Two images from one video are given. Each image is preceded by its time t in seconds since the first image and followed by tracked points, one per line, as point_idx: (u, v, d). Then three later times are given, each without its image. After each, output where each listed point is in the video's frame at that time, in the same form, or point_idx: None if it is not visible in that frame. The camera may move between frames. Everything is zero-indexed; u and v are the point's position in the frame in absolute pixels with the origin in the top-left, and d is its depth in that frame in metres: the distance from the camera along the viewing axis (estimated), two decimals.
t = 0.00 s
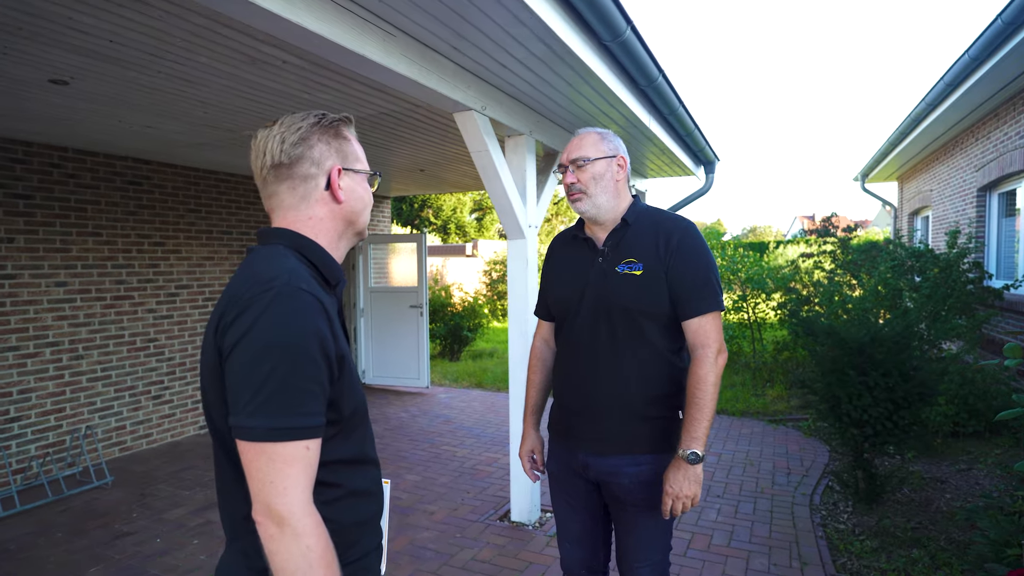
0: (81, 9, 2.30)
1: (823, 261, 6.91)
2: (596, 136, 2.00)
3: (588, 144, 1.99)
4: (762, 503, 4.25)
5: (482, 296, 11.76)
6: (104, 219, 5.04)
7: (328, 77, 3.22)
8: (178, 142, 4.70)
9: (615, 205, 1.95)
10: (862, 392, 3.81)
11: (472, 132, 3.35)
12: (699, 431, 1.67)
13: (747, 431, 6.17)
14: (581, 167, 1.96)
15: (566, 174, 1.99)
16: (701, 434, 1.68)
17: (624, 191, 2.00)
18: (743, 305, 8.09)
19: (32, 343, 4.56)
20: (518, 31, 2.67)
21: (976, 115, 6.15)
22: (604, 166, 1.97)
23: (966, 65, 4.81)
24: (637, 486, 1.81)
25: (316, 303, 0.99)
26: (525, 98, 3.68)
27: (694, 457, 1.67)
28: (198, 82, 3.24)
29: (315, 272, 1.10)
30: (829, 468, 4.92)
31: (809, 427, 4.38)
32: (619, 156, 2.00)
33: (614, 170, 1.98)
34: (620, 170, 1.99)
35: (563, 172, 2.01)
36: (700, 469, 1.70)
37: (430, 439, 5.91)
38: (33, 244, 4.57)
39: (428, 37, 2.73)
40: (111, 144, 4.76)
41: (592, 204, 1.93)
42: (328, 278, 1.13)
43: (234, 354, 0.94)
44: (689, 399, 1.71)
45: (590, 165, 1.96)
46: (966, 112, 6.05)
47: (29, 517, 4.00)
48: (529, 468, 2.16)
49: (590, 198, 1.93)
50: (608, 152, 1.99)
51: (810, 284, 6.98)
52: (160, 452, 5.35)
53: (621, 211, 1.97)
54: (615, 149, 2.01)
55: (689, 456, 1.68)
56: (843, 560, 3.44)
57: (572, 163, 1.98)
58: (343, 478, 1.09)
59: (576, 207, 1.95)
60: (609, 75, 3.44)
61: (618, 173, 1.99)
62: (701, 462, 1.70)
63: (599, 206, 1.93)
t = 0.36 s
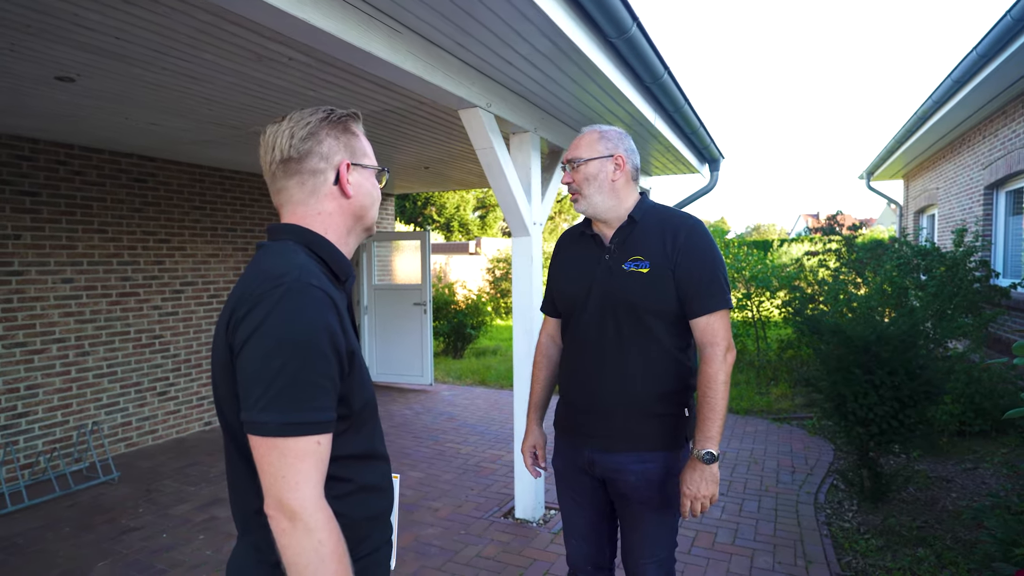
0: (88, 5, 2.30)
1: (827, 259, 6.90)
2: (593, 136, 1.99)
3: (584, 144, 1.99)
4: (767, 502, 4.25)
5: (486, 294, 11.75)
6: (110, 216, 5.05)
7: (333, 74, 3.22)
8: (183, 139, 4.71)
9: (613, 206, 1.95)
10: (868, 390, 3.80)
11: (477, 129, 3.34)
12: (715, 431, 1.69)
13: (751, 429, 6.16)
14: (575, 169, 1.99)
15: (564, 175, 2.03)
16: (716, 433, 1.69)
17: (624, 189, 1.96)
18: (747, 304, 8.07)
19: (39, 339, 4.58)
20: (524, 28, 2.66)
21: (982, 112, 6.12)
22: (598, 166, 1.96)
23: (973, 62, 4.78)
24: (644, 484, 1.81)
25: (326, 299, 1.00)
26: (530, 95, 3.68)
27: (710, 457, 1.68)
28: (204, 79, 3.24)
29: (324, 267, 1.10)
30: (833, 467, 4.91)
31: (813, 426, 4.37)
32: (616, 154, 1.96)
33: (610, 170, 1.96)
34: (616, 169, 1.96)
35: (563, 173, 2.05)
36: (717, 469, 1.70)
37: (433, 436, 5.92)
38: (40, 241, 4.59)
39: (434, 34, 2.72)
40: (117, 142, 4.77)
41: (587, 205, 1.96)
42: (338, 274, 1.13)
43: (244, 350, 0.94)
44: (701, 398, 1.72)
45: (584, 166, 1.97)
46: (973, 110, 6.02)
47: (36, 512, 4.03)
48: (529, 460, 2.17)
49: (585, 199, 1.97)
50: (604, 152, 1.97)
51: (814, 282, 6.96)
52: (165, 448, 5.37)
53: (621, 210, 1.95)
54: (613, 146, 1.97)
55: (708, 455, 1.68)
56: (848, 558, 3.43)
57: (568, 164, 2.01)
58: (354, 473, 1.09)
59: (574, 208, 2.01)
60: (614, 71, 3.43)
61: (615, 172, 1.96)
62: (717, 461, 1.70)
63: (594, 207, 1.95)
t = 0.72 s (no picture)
0: (94, 9, 2.31)
1: (834, 259, 6.87)
2: (579, 149, 2.01)
3: (571, 159, 2.02)
4: (775, 504, 4.22)
5: (491, 295, 11.75)
6: (118, 219, 5.08)
7: (338, 75, 3.22)
8: (189, 142, 4.72)
9: (605, 214, 1.95)
10: (877, 391, 3.77)
11: (482, 131, 3.34)
12: (706, 435, 1.64)
13: (758, 430, 6.13)
14: (566, 184, 2.03)
15: (562, 190, 2.09)
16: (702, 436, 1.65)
17: (614, 197, 1.96)
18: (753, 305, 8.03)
19: (48, 341, 4.61)
20: (529, 29, 2.65)
21: (991, 111, 6.07)
22: (583, 180, 1.98)
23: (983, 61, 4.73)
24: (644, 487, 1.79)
25: (333, 302, 0.99)
26: (535, 96, 3.67)
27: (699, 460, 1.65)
28: (210, 82, 3.25)
29: (330, 269, 1.10)
30: (842, 468, 4.87)
31: (822, 427, 4.34)
32: (599, 165, 1.97)
33: (596, 181, 1.97)
34: (601, 179, 1.96)
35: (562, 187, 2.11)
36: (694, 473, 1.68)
37: (439, 438, 5.92)
38: (48, 244, 4.61)
39: (439, 35, 2.72)
40: (124, 145, 4.79)
41: (581, 218, 2.01)
42: (345, 276, 1.13)
43: (251, 354, 0.94)
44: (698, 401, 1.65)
45: (572, 181, 2.01)
46: (981, 108, 5.97)
47: (44, 513, 4.04)
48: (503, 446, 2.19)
49: (578, 213, 2.01)
50: (589, 164, 1.98)
51: (822, 282, 6.92)
52: (172, 450, 5.39)
53: (613, 218, 1.95)
54: (598, 157, 1.98)
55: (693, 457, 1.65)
56: (857, 561, 3.40)
57: (561, 180, 2.07)
58: (360, 477, 1.08)
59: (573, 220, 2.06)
60: (620, 71, 3.42)
61: (601, 182, 1.96)
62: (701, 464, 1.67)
63: (586, 219, 1.99)
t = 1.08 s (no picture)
0: (82, 12, 2.29)
1: (833, 259, 6.86)
2: (564, 151, 2.01)
3: (557, 160, 2.02)
4: (772, 505, 4.21)
5: (490, 296, 11.74)
6: (112, 222, 5.06)
7: (330, 78, 3.21)
8: (182, 145, 4.71)
9: (591, 216, 1.96)
10: (873, 392, 3.76)
11: (476, 132, 3.33)
12: (670, 450, 1.58)
13: (756, 431, 6.12)
14: (554, 185, 2.05)
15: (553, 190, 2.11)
16: (670, 453, 1.59)
17: (597, 198, 1.94)
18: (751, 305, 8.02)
19: (40, 346, 4.59)
20: (520, 30, 2.64)
21: (988, 110, 6.06)
22: (567, 181, 1.98)
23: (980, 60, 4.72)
24: (622, 494, 1.77)
25: (313, 309, 0.98)
26: (528, 98, 3.65)
27: (658, 477, 1.59)
28: (202, 84, 3.24)
29: (312, 276, 1.09)
30: (840, 469, 4.86)
31: (819, 427, 4.33)
32: (582, 167, 1.95)
33: (579, 182, 1.96)
34: (583, 181, 1.95)
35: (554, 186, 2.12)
36: (666, 491, 1.61)
37: (437, 440, 5.90)
38: (42, 248, 4.60)
39: (430, 37, 2.70)
40: (118, 148, 4.78)
41: (569, 218, 2.02)
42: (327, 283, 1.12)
43: (229, 362, 0.93)
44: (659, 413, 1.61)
45: (557, 183, 2.02)
46: (979, 107, 5.96)
47: (38, 519, 4.03)
48: (529, 454, 2.45)
49: (566, 214, 2.03)
50: (572, 166, 1.97)
51: (819, 282, 6.90)
52: (168, 454, 5.37)
53: (598, 219, 1.95)
54: (581, 159, 1.96)
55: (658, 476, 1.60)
56: (854, 563, 3.39)
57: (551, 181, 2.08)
58: (342, 487, 1.07)
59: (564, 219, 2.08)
60: (614, 72, 3.40)
61: (584, 184, 1.95)
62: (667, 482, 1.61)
63: (573, 220, 2.00)
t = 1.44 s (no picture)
0: (83, 18, 2.32)
1: (841, 259, 6.82)
2: (554, 151, 2.01)
3: (549, 161, 2.03)
4: (777, 507, 4.18)
5: (496, 297, 11.74)
6: (120, 226, 5.11)
7: (330, 81, 3.22)
8: (186, 149, 4.75)
9: (580, 217, 1.97)
10: (878, 393, 3.73)
11: (475, 134, 3.33)
12: (641, 455, 1.63)
13: (762, 432, 6.07)
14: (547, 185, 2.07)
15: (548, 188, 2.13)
16: (641, 457, 1.63)
17: (584, 200, 1.95)
18: (757, 305, 7.97)
19: (51, 347, 4.64)
20: (516, 31, 2.64)
21: (997, 107, 6.00)
22: (557, 183, 2.00)
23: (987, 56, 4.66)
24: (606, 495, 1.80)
25: (297, 313, 0.98)
26: (527, 99, 3.65)
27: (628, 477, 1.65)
28: (203, 89, 3.27)
29: (298, 280, 1.09)
30: (847, 471, 4.82)
31: (826, 428, 4.29)
32: (569, 169, 1.96)
33: (567, 184, 1.97)
34: (570, 183, 1.96)
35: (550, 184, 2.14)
36: (636, 491, 1.67)
37: (441, 441, 5.91)
38: (52, 250, 4.66)
39: (427, 40, 2.71)
40: (125, 152, 4.83)
41: (560, 218, 2.05)
42: (313, 287, 1.12)
43: (214, 365, 0.93)
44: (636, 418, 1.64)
45: (549, 183, 2.04)
46: (988, 104, 5.89)
47: (46, 519, 4.07)
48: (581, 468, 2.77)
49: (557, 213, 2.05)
50: (561, 167, 1.98)
51: (827, 282, 6.85)
52: (175, 455, 5.42)
53: (586, 220, 1.96)
54: (569, 160, 1.97)
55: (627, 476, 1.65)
56: (859, 566, 3.35)
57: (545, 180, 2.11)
58: (328, 490, 1.08)
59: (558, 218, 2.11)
60: (612, 72, 3.40)
61: (571, 185, 1.96)
62: (636, 482, 1.66)
63: (564, 219, 2.03)
